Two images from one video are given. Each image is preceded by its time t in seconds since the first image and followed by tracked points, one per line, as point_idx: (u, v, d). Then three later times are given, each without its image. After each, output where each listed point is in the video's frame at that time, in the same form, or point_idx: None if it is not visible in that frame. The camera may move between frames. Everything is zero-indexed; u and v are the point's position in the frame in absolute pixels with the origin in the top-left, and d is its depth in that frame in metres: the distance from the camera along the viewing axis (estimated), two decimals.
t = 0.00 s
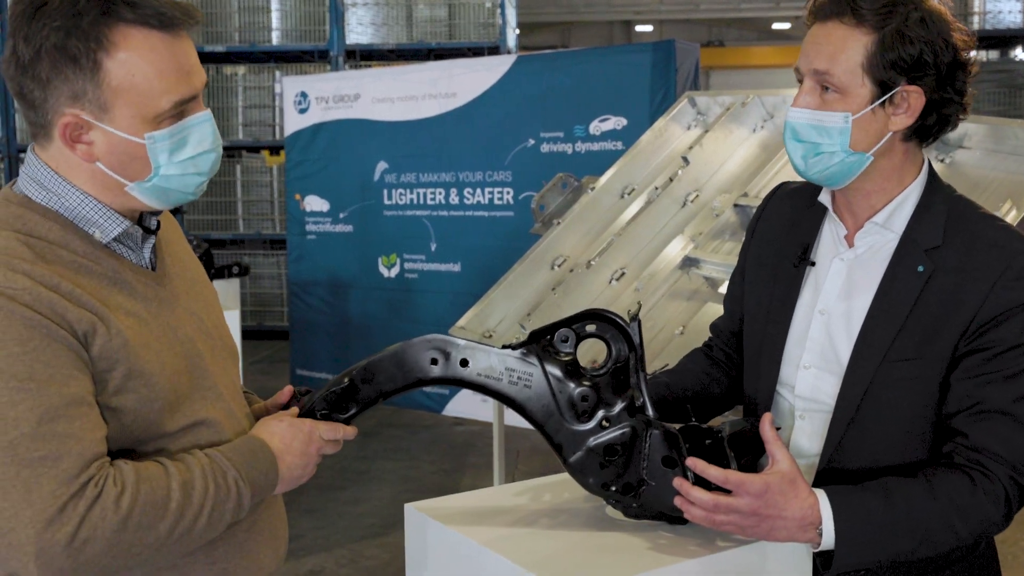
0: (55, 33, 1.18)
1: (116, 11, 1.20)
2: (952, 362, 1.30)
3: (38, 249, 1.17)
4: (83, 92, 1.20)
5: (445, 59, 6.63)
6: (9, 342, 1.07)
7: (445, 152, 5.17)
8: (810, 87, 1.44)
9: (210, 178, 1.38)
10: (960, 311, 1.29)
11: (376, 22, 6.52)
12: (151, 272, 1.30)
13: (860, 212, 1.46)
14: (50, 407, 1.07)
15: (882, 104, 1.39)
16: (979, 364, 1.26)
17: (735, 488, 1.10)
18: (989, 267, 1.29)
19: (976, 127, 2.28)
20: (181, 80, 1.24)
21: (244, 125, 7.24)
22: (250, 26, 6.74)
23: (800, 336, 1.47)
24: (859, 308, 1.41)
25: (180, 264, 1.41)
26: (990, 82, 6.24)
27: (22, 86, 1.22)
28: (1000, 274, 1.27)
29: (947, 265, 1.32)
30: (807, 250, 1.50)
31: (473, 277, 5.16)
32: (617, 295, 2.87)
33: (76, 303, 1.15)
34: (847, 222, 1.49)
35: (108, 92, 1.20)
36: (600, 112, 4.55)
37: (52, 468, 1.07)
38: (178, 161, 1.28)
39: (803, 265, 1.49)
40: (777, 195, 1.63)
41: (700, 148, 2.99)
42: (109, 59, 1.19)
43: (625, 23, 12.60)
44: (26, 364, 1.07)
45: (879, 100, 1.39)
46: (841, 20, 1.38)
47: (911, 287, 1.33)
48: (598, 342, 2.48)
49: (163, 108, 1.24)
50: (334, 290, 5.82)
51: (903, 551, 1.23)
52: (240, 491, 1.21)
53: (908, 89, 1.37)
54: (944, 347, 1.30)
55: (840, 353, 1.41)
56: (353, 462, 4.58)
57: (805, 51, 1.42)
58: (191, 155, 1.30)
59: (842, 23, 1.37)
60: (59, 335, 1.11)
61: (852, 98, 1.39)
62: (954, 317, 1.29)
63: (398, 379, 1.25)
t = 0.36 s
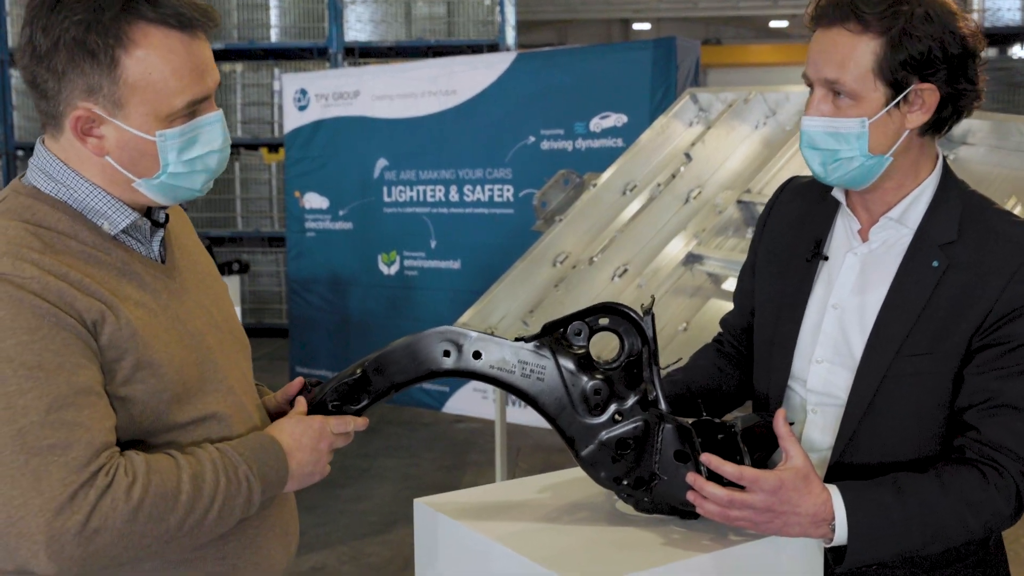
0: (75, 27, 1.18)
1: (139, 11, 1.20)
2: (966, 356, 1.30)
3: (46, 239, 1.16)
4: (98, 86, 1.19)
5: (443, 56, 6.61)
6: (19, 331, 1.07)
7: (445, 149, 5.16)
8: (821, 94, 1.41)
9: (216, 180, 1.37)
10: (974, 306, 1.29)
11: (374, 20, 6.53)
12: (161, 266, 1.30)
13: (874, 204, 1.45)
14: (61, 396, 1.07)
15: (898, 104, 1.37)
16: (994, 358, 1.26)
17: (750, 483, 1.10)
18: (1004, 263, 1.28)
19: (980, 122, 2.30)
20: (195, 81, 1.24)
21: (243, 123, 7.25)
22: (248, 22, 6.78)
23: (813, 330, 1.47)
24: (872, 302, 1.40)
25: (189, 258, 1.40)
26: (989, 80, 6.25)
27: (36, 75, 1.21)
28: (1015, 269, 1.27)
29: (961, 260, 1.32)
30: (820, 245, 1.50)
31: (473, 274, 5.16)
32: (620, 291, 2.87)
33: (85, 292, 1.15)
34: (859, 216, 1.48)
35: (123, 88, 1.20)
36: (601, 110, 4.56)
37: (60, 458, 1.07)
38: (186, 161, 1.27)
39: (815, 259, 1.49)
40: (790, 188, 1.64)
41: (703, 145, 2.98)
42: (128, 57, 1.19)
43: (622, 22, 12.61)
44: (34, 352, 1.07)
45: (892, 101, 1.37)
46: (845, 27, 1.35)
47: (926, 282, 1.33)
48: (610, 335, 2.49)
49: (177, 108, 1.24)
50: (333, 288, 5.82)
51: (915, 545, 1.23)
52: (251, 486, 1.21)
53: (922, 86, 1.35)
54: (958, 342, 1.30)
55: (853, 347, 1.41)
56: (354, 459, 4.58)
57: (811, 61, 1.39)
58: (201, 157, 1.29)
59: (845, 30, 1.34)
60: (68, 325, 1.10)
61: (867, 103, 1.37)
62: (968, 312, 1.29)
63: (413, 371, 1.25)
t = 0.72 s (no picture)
0: (93, 13, 1.18)
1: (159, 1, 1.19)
2: (982, 351, 1.30)
3: (57, 226, 1.15)
4: (112, 74, 1.19)
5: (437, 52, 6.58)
6: (32, 317, 1.06)
7: (441, 145, 5.15)
8: (837, 109, 1.39)
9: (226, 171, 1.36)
10: (990, 303, 1.28)
11: (369, 15, 6.51)
12: (172, 255, 1.29)
13: (890, 201, 1.45)
14: (75, 382, 1.06)
15: (917, 106, 1.36)
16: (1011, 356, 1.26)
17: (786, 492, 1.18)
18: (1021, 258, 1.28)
19: (980, 116, 2.28)
20: (211, 73, 1.23)
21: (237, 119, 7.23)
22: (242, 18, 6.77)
23: (824, 321, 1.47)
24: (885, 295, 1.40)
25: (198, 247, 1.39)
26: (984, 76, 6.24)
27: (51, 59, 1.21)
28: None
29: (978, 254, 1.32)
30: (832, 236, 1.50)
31: (470, 269, 5.16)
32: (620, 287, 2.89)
33: (98, 278, 1.14)
34: (875, 209, 1.48)
35: (140, 78, 1.19)
36: (597, 105, 4.55)
37: (75, 444, 1.06)
38: (198, 152, 1.26)
39: (826, 250, 1.49)
40: (799, 177, 1.63)
41: (702, 139, 2.98)
42: (147, 49, 1.18)
43: (615, 18, 12.61)
44: (47, 336, 1.06)
45: (913, 104, 1.35)
46: (849, 40, 1.32)
47: (942, 278, 1.33)
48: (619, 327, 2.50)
49: (191, 100, 1.23)
50: (329, 283, 5.81)
51: (925, 528, 1.27)
52: (264, 474, 1.20)
53: (939, 83, 1.33)
54: (975, 337, 1.29)
55: (864, 339, 1.41)
56: (352, 455, 4.57)
57: (820, 80, 1.37)
58: (213, 148, 1.28)
59: (850, 42, 1.32)
60: (81, 310, 1.09)
61: (889, 112, 1.35)
62: (984, 308, 1.29)
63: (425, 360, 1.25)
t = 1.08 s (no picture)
0: None
1: None
2: (987, 338, 1.28)
3: (34, 209, 1.12)
4: (86, 48, 1.15)
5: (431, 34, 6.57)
6: (6, 304, 1.02)
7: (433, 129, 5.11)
8: (840, 92, 1.36)
9: (213, 146, 1.33)
10: (996, 289, 1.26)
11: None
12: (155, 238, 1.25)
13: (899, 186, 1.42)
14: (50, 370, 1.03)
15: (922, 89, 1.33)
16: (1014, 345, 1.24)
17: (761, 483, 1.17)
18: None
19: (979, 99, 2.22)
20: (191, 49, 1.19)
21: (228, 103, 7.18)
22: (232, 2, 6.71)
23: (827, 304, 1.44)
24: (889, 278, 1.37)
25: (185, 232, 1.35)
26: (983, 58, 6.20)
27: (26, 36, 1.17)
28: None
29: (985, 240, 1.29)
30: (837, 217, 1.47)
31: (463, 254, 5.13)
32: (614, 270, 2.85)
33: (75, 264, 1.10)
34: (882, 191, 1.45)
35: (112, 51, 1.15)
36: (591, 88, 4.51)
37: (51, 434, 1.03)
38: (179, 130, 1.23)
39: (830, 232, 1.46)
40: (805, 157, 1.60)
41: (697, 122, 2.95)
42: (119, 20, 1.14)
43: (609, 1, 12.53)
44: (22, 324, 1.03)
45: (917, 87, 1.32)
46: (851, 23, 1.29)
47: (947, 262, 1.30)
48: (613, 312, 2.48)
49: (169, 74, 1.19)
50: (322, 269, 5.78)
51: (912, 512, 1.26)
52: (247, 466, 1.17)
53: (945, 64, 1.30)
54: (979, 324, 1.27)
55: (867, 324, 1.38)
56: (345, 440, 4.55)
57: (822, 64, 1.34)
58: (196, 127, 1.25)
59: (850, 25, 1.29)
60: (57, 295, 1.06)
61: (894, 93, 1.33)
62: (990, 293, 1.26)
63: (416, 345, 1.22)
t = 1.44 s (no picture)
0: None
1: None
2: (984, 315, 1.21)
3: None
4: (12, 7, 1.07)
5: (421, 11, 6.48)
6: None
7: (422, 106, 5.03)
8: (835, 50, 1.29)
9: (151, 122, 1.26)
10: (996, 261, 1.20)
11: None
12: (94, 215, 1.18)
13: (888, 152, 1.35)
14: None
15: (923, 45, 1.26)
16: (1010, 323, 1.17)
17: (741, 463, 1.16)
18: None
19: (978, 71, 2.15)
20: (128, 11, 1.12)
21: (217, 82, 7.11)
22: None
23: (822, 285, 1.38)
24: (884, 252, 1.31)
25: (128, 212, 1.28)
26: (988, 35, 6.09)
27: None
28: None
29: (983, 212, 1.23)
30: (830, 194, 1.40)
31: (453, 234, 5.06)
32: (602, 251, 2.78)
33: None
34: (874, 163, 1.39)
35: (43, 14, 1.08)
36: (582, 65, 4.43)
37: None
38: (116, 101, 1.16)
39: (824, 210, 1.40)
40: (794, 131, 1.54)
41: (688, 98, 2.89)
42: None
43: None
44: None
45: (917, 44, 1.26)
46: None
47: (944, 235, 1.24)
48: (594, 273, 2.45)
49: (105, 39, 1.12)
50: (312, 249, 5.71)
51: (907, 493, 1.22)
52: (190, 452, 1.11)
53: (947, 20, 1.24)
54: (976, 301, 1.21)
55: (862, 304, 1.32)
56: (333, 423, 4.50)
57: (816, 19, 1.26)
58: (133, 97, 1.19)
59: None
60: None
61: (892, 51, 1.26)
62: (988, 265, 1.20)
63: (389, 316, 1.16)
